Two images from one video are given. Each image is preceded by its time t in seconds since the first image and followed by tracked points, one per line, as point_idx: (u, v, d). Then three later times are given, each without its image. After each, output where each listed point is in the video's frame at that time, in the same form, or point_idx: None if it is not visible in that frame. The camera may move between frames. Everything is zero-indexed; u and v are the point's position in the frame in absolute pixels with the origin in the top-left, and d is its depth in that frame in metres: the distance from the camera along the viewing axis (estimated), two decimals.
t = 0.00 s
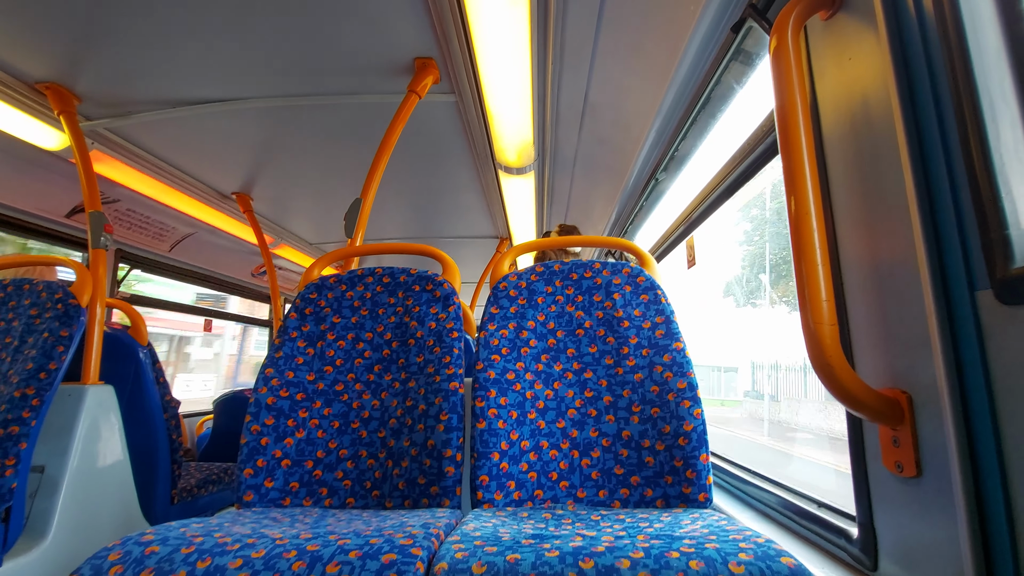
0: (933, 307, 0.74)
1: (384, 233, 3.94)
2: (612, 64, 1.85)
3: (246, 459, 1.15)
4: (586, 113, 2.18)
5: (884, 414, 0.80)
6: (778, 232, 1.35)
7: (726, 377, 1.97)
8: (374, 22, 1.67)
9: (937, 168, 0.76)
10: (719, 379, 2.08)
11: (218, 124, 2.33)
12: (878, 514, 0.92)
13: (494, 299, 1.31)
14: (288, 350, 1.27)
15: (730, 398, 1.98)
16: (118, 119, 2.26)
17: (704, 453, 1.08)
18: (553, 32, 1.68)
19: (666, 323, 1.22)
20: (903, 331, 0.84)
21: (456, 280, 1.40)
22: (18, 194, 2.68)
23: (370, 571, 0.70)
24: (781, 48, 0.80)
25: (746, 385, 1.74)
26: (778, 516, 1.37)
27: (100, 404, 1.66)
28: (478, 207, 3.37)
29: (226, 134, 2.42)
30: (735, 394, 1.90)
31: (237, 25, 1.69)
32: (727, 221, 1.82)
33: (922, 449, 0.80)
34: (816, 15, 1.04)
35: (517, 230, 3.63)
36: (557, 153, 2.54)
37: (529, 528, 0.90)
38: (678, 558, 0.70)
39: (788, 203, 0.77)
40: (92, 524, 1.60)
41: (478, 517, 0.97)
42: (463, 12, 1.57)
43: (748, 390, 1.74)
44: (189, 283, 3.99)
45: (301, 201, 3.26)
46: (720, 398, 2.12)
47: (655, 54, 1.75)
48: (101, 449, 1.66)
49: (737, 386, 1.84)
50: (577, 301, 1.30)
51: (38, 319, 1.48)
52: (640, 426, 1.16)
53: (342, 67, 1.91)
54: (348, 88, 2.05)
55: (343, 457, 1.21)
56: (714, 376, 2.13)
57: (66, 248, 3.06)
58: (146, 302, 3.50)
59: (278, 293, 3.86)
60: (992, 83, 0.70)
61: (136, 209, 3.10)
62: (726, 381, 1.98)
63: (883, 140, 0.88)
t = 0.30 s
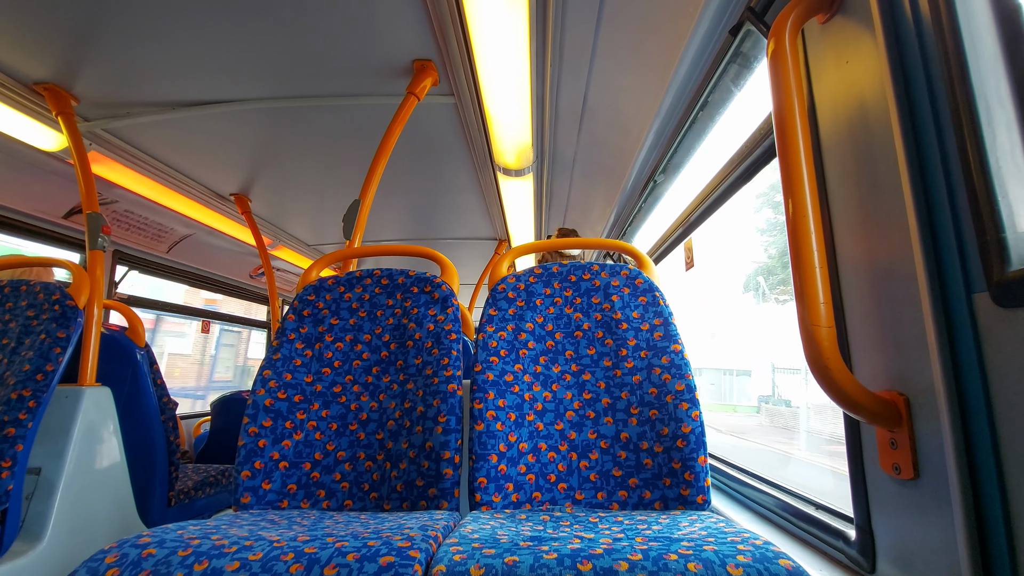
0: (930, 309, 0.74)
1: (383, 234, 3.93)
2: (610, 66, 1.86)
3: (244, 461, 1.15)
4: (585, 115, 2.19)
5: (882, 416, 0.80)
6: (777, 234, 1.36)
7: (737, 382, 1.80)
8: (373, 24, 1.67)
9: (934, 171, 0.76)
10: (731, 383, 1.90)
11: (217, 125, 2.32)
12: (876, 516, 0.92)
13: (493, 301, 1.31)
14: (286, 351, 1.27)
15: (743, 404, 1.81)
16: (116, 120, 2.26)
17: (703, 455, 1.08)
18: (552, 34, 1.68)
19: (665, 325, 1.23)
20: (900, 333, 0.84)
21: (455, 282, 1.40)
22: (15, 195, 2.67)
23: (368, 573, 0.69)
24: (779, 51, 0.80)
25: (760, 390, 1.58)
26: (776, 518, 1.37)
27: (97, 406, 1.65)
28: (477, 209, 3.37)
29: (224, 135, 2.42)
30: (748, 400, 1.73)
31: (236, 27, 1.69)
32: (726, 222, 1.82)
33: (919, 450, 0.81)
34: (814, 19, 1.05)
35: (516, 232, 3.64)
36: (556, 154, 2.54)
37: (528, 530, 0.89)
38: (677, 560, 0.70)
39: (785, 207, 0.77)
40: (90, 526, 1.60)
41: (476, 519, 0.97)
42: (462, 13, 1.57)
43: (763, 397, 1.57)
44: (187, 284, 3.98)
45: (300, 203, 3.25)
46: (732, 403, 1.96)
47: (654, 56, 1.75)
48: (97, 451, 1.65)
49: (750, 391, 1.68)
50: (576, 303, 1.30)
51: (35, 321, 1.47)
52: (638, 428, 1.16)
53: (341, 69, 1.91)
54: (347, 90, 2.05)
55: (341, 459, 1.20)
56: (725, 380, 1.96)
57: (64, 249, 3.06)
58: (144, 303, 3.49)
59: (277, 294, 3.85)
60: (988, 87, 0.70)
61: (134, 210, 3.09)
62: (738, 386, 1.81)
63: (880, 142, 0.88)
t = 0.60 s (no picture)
0: (932, 310, 0.74)
1: (384, 237, 3.94)
2: (610, 67, 1.86)
3: (245, 463, 1.15)
4: (585, 117, 2.19)
5: (884, 417, 0.80)
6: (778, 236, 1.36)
7: (759, 385, 1.59)
8: (374, 26, 1.67)
9: (935, 172, 0.76)
10: (751, 386, 1.67)
11: (218, 128, 2.33)
12: (879, 518, 0.92)
13: (494, 302, 1.31)
14: (287, 353, 1.27)
15: (764, 411, 1.59)
16: (118, 123, 2.26)
17: (704, 456, 1.08)
18: (553, 36, 1.69)
19: (666, 327, 1.23)
20: (902, 335, 0.84)
21: (456, 284, 1.40)
22: (18, 198, 2.68)
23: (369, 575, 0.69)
24: (779, 52, 0.80)
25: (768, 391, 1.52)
26: (778, 520, 1.37)
27: (99, 409, 1.66)
28: (478, 211, 3.38)
29: (226, 137, 2.42)
30: (773, 406, 1.51)
31: (238, 30, 1.70)
32: (727, 223, 1.82)
33: (922, 452, 0.80)
34: (814, 20, 1.05)
35: (517, 233, 3.64)
36: (557, 156, 2.54)
37: (529, 532, 0.89)
38: (678, 562, 0.70)
39: (787, 210, 0.77)
40: (91, 528, 1.60)
41: (478, 521, 0.97)
42: (463, 15, 1.57)
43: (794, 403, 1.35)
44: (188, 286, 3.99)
45: (301, 205, 3.26)
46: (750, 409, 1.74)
47: (655, 57, 1.76)
48: (100, 453, 1.65)
49: (775, 395, 1.46)
50: (577, 304, 1.31)
51: (37, 323, 1.48)
52: (640, 430, 1.16)
53: (342, 72, 1.91)
54: (348, 93, 2.06)
55: (342, 462, 1.20)
56: (744, 384, 1.73)
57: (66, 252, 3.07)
58: (146, 305, 3.50)
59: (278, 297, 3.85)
60: (989, 89, 0.70)
61: (136, 213, 3.10)
62: (759, 389, 1.59)
63: (881, 144, 0.88)
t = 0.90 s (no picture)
0: (940, 311, 0.74)
1: (389, 237, 3.94)
2: (614, 68, 1.86)
3: (253, 464, 1.17)
4: (590, 117, 2.19)
5: (892, 418, 0.79)
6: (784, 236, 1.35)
7: (786, 385, 1.39)
8: (378, 28, 1.68)
9: (943, 171, 0.76)
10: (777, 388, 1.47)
11: (224, 130, 2.35)
12: (887, 520, 0.91)
13: (499, 303, 1.31)
14: (294, 354, 1.28)
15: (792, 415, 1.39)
16: (125, 125, 2.29)
17: (711, 458, 1.08)
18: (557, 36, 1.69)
19: (672, 327, 1.22)
20: (910, 335, 0.84)
21: (461, 284, 1.40)
22: (27, 200, 2.71)
23: None
24: (784, 52, 0.80)
25: (773, 392, 1.52)
26: (786, 522, 1.36)
27: (107, 409, 1.67)
28: (483, 212, 3.38)
29: (232, 139, 2.44)
30: (802, 410, 1.32)
31: (243, 33, 1.71)
32: (733, 222, 1.82)
33: (930, 454, 0.80)
34: (820, 19, 1.05)
35: (522, 234, 3.64)
36: (562, 156, 2.54)
37: (535, 533, 0.89)
38: (684, 564, 0.69)
39: (794, 210, 0.76)
40: (101, 527, 1.61)
41: (484, 522, 0.97)
42: (468, 17, 1.58)
43: (831, 406, 1.16)
44: (195, 287, 4.02)
45: (307, 206, 3.28)
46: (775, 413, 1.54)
47: (659, 57, 1.76)
48: (108, 453, 1.66)
49: (781, 397, 1.46)
50: (582, 305, 1.30)
51: (47, 324, 1.49)
52: (645, 430, 1.16)
53: (347, 73, 1.92)
54: (352, 94, 2.06)
55: (348, 462, 1.20)
56: (770, 385, 1.52)
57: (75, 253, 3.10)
58: (153, 306, 3.53)
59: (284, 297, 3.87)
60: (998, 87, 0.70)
61: (144, 214, 3.13)
62: (787, 390, 1.39)
63: (889, 143, 0.88)
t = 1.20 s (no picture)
0: (941, 313, 0.74)
1: (390, 239, 3.95)
2: (615, 70, 1.86)
3: (253, 465, 1.17)
4: (591, 119, 2.19)
5: (893, 421, 0.79)
6: (785, 239, 1.35)
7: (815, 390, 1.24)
8: (380, 30, 1.69)
9: (944, 174, 0.76)
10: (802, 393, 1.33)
11: (226, 132, 2.35)
12: (889, 523, 0.91)
13: (500, 305, 1.31)
14: (295, 356, 1.28)
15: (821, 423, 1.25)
16: (128, 127, 2.29)
17: (712, 460, 1.08)
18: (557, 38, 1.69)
19: (673, 329, 1.22)
20: (912, 338, 0.83)
21: (462, 286, 1.40)
22: (29, 202, 2.72)
23: None
24: (785, 54, 0.80)
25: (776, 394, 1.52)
26: (787, 524, 1.36)
27: (108, 411, 1.67)
28: (484, 214, 3.39)
29: (233, 141, 2.45)
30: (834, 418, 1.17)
31: (245, 35, 1.72)
32: (735, 224, 1.81)
33: (932, 457, 0.80)
34: (821, 21, 1.05)
35: (523, 236, 3.64)
36: (563, 158, 2.54)
37: (536, 535, 0.89)
38: (685, 567, 0.69)
39: (795, 213, 0.76)
40: (100, 530, 1.61)
41: (485, 524, 0.97)
42: (469, 19, 1.58)
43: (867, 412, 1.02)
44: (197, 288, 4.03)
45: (309, 208, 3.28)
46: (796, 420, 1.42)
47: (660, 59, 1.76)
48: (110, 454, 1.67)
49: (784, 399, 1.46)
50: (583, 307, 1.30)
51: (49, 325, 1.49)
52: (646, 433, 1.15)
53: (348, 76, 1.93)
54: (354, 96, 2.07)
55: (349, 464, 1.20)
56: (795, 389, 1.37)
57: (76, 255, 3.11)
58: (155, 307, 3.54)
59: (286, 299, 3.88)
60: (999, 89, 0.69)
61: (146, 216, 3.14)
62: (817, 396, 1.25)
63: (889, 146, 0.88)
